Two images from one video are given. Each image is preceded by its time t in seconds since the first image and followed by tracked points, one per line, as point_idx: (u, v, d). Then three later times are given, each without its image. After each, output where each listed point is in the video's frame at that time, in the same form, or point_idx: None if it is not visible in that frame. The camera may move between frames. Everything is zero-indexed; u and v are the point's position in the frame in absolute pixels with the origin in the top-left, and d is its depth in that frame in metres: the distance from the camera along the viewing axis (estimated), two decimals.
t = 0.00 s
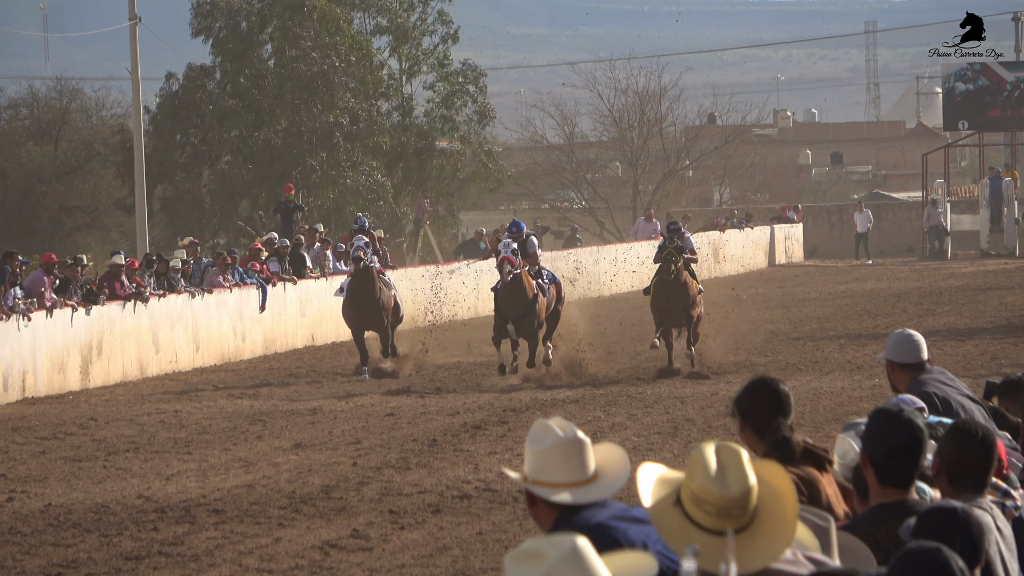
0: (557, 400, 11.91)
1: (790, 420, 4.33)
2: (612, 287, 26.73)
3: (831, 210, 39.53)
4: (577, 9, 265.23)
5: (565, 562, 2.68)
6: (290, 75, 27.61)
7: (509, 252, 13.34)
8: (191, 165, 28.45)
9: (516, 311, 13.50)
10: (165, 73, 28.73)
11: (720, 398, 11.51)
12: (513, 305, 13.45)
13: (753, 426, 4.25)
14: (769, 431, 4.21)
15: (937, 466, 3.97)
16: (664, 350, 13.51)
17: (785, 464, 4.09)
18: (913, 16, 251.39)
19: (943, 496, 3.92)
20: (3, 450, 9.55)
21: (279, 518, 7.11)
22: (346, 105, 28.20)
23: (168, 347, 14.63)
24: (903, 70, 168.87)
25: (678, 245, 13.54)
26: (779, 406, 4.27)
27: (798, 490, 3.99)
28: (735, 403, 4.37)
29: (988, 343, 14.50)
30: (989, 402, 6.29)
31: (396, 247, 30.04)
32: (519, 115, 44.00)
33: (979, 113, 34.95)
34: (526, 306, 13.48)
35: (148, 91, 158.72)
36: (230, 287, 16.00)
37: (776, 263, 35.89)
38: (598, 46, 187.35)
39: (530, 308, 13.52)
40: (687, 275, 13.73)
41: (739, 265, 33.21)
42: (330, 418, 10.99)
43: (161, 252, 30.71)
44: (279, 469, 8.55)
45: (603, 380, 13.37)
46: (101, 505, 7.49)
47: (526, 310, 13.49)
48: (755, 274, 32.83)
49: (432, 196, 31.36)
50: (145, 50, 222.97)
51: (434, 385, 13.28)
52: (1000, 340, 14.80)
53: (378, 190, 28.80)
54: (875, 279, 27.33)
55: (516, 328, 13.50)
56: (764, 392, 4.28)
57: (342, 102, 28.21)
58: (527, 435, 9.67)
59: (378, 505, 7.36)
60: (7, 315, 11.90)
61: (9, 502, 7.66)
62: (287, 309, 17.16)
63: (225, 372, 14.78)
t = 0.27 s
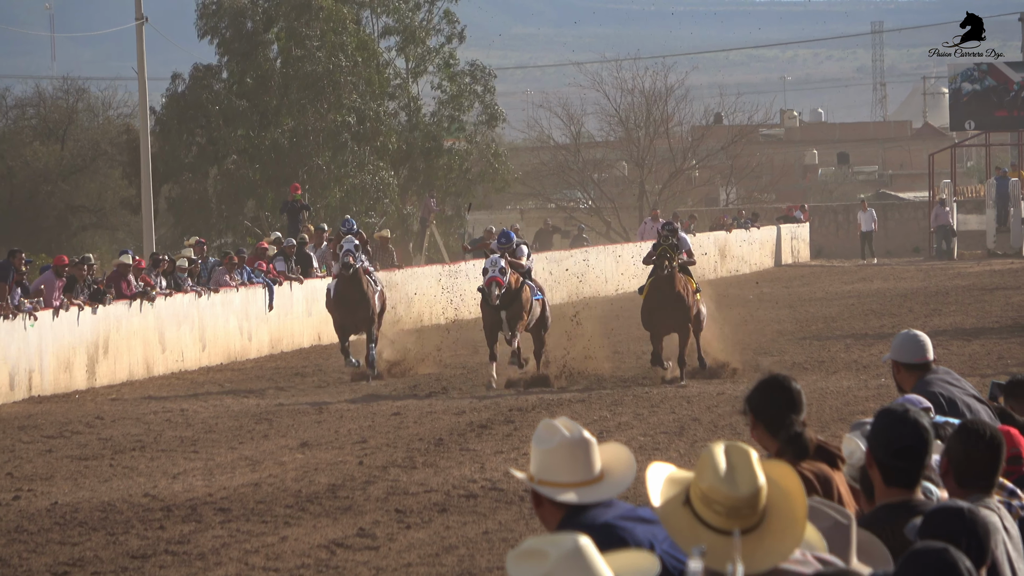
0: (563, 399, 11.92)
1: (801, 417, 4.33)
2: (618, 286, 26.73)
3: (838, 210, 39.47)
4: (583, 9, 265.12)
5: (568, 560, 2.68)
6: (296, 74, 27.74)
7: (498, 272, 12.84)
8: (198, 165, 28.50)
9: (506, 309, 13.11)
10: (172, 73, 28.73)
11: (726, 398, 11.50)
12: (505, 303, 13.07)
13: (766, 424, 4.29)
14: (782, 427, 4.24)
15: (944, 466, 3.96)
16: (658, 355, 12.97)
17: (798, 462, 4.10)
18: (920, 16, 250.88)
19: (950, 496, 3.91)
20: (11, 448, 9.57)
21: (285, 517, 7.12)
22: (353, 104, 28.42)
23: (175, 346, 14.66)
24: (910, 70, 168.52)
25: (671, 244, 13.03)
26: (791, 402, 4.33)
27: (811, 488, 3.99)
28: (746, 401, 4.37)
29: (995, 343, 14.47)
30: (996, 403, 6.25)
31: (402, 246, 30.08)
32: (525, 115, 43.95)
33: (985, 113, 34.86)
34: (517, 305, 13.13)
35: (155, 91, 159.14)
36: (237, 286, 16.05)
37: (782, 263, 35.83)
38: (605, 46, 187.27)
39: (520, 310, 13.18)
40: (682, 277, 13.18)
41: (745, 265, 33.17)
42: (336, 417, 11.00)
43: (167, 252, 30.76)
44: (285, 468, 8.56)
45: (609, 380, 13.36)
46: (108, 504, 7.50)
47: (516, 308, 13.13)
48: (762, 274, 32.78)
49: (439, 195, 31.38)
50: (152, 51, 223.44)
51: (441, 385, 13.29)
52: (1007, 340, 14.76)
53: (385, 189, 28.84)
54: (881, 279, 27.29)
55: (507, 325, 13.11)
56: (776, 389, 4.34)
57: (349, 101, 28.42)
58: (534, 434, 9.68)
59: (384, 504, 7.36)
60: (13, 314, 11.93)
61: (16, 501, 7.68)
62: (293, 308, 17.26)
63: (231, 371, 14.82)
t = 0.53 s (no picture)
0: (571, 394, 11.90)
1: (822, 411, 4.30)
2: (626, 281, 26.68)
3: (847, 206, 39.37)
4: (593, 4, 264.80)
5: (576, 552, 2.68)
6: (305, 67, 27.83)
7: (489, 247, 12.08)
8: (207, 158, 28.56)
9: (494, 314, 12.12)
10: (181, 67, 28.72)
11: (734, 393, 11.47)
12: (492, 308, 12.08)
13: (785, 417, 4.24)
14: (803, 420, 4.19)
15: (954, 462, 3.93)
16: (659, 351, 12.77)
17: (821, 456, 4.06)
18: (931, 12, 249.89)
19: (959, 493, 3.89)
20: (18, 440, 9.60)
21: (293, 510, 7.13)
22: (362, 98, 28.29)
23: (183, 339, 14.71)
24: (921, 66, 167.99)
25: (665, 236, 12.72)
26: (813, 397, 4.24)
27: (831, 483, 3.95)
28: (766, 395, 4.33)
29: (1003, 340, 14.42)
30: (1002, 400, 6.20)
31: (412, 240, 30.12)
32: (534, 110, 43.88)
33: (995, 110, 34.71)
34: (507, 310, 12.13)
35: (165, 84, 159.60)
36: (245, 280, 16.10)
37: (791, 259, 35.74)
38: (614, 41, 187.05)
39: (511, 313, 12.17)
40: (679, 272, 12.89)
41: (754, 261, 33.11)
42: (344, 411, 11.01)
43: (176, 245, 30.81)
44: (293, 462, 8.57)
45: (618, 375, 13.33)
46: (115, 497, 7.52)
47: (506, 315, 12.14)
48: (771, 270, 32.72)
49: (449, 190, 31.35)
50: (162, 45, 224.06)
51: (449, 379, 13.29)
52: (1016, 338, 14.70)
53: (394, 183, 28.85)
54: (890, 276, 27.21)
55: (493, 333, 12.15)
56: (796, 381, 4.28)
57: (359, 93, 28.32)
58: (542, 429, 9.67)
59: (392, 498, 7.37)
60: (22, 307, 11.96)
61: (24, 492, 7.72)
62: (302, 303, 17.32)
63: (239, 365, 14.86)
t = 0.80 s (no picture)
0: (581, 390, 11.87)
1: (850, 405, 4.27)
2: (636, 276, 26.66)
3: (857, 201, 39.21)
4: None
5: (587, 547, 2.66)
6: (315, 61, 27.81)
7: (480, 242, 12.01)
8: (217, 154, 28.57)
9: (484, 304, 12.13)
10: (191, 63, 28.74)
11: (745, 388, 11.43)
12: (482, 299, 12.09)
13: (815, 413, 4.22)
14: (832, 414, 4.17)
15: (966, 456, 3.90)
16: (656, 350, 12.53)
17: (851, 449, 4.01)
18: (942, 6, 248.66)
19: (971, 489, 3.86)
20: (29, 436, 9.62)
21: (304, 505, 7.13)
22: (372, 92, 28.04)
23: (194, 335, 14.73)
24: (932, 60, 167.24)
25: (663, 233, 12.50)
26: (842, 391, 4.23)
27: (864, 481, 3.91)
28: (794, 390, 4.31)
29: (1015, 335, 14.34)
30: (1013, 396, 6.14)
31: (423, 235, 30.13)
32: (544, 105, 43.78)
33: (1005, 105, 34.50)
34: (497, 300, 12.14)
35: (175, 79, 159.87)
36: (255, 275, 16.12)
37: (801, 254, 35.62)
38: (623, 36, 186.61)
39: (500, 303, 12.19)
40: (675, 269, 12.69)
41: (764, 256, 33.01)
42: (354, 406, 11.01)
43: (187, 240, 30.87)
44: (304, 457, 8.58)
45: (628, 370, 13.29)
46: (126, 492, 7.53)
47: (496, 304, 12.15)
48: (781, 265, 32.61)
49: (459, 184, 31.32)
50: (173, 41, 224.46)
51: (459, 373, 13.29)
52: None
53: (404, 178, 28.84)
54: (900, 271, 27.09)
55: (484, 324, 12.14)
56: (824, 377, 4.25)
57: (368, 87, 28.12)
58: (553, 424, 9.65)
59: (402, 493, 7.37)
60: (31, 302, 11.99)
61: (35, 488, 7.74)
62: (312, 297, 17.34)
63: (249, 360, 14.88)
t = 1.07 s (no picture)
0: (600, 385, 11.84)
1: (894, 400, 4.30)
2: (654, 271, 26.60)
3: (874, 195, 38.99)
4: None
5: (607, 543, 2.64)
6: (331, 58, 27.83)
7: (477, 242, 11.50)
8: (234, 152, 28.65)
9: (484, 307, 11.75)
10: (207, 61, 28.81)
11: (764, 383, 11.39)
12: (482, 298, 11.70)
13: (861, 409, 4.24)
14: (878, 412, 4.20)
15: (987, 452, 3.85)
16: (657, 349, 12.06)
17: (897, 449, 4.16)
18: None
19: (991, 484, 3.81)
20: (49, 433, 9.67)
21: (323, 502, 7.13)
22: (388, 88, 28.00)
23: (212, 332, 14.79)
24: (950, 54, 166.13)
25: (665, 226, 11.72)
26: (887, 387, 4.25)
27: (911, 480, 4.06)
28: (838, 385, 4.33)
29: None
30: None
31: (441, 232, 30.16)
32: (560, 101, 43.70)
33: None
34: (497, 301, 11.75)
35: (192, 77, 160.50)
36: (273, 272, 16.15)
37: (819, 249, 35.44)
38: (639, 32, 186.15)
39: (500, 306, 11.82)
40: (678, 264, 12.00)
41: (782, 251, 32.86)
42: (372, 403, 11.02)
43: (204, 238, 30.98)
44: (322, 454, 8.58)
45: (646, 366, 13.25)
46: (145, 490, 7.55)
47: (496, 303, 11.77)
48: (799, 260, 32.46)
49: (477, 179, 31.29)
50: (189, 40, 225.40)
51: (478, 369, 13.28)
52: None
53: (422, 174, 28.86)
54: (919, 265, 26.92)
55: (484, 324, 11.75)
56: (871, 373, 4.27)
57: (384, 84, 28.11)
58: (571, 420, 9.63)
59: (421, 490, 7.36)
60: (50, 300, 12.07)
61: (54, 486, 7.77)
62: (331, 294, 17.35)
63: (267, 357, 14.92)
